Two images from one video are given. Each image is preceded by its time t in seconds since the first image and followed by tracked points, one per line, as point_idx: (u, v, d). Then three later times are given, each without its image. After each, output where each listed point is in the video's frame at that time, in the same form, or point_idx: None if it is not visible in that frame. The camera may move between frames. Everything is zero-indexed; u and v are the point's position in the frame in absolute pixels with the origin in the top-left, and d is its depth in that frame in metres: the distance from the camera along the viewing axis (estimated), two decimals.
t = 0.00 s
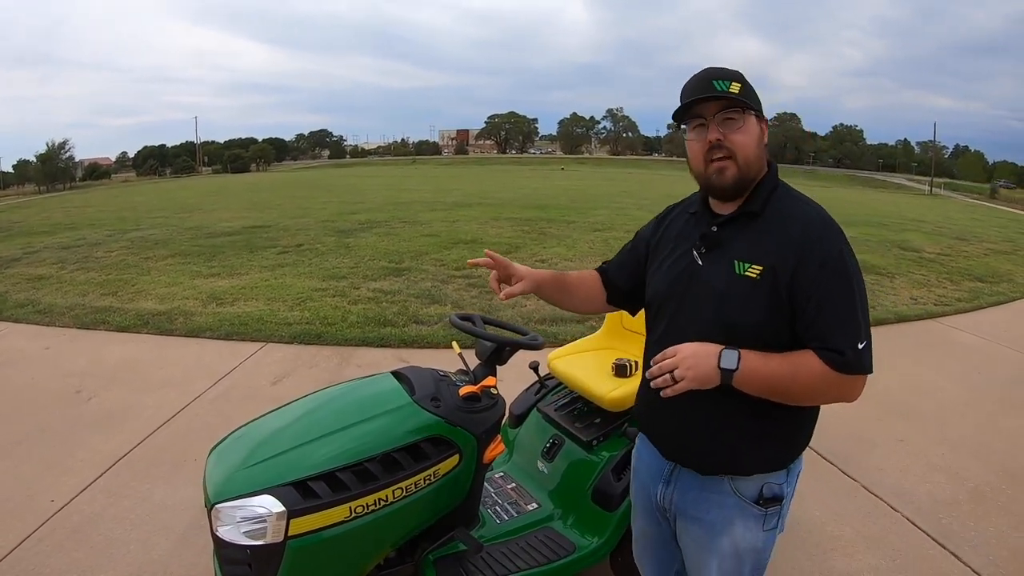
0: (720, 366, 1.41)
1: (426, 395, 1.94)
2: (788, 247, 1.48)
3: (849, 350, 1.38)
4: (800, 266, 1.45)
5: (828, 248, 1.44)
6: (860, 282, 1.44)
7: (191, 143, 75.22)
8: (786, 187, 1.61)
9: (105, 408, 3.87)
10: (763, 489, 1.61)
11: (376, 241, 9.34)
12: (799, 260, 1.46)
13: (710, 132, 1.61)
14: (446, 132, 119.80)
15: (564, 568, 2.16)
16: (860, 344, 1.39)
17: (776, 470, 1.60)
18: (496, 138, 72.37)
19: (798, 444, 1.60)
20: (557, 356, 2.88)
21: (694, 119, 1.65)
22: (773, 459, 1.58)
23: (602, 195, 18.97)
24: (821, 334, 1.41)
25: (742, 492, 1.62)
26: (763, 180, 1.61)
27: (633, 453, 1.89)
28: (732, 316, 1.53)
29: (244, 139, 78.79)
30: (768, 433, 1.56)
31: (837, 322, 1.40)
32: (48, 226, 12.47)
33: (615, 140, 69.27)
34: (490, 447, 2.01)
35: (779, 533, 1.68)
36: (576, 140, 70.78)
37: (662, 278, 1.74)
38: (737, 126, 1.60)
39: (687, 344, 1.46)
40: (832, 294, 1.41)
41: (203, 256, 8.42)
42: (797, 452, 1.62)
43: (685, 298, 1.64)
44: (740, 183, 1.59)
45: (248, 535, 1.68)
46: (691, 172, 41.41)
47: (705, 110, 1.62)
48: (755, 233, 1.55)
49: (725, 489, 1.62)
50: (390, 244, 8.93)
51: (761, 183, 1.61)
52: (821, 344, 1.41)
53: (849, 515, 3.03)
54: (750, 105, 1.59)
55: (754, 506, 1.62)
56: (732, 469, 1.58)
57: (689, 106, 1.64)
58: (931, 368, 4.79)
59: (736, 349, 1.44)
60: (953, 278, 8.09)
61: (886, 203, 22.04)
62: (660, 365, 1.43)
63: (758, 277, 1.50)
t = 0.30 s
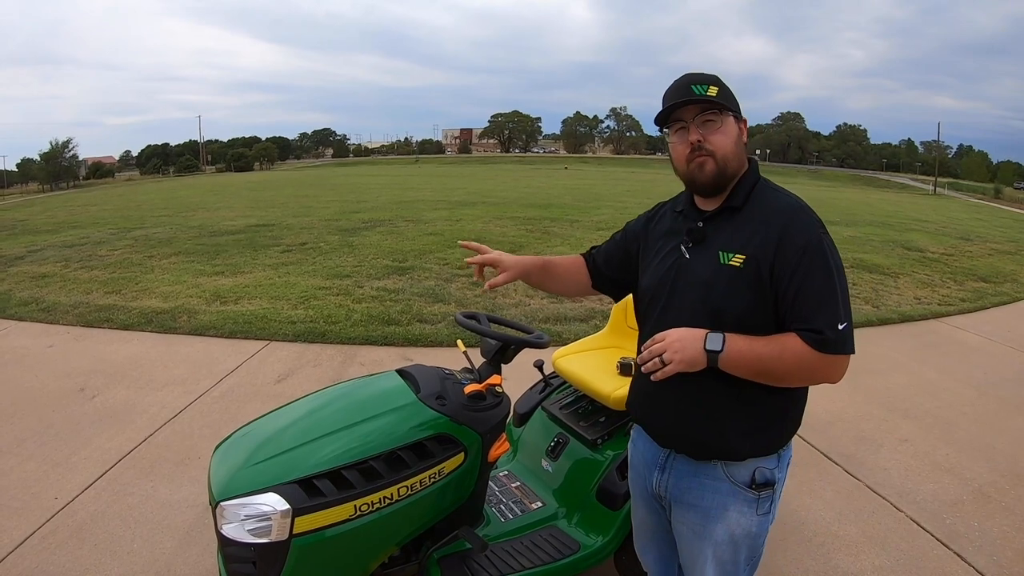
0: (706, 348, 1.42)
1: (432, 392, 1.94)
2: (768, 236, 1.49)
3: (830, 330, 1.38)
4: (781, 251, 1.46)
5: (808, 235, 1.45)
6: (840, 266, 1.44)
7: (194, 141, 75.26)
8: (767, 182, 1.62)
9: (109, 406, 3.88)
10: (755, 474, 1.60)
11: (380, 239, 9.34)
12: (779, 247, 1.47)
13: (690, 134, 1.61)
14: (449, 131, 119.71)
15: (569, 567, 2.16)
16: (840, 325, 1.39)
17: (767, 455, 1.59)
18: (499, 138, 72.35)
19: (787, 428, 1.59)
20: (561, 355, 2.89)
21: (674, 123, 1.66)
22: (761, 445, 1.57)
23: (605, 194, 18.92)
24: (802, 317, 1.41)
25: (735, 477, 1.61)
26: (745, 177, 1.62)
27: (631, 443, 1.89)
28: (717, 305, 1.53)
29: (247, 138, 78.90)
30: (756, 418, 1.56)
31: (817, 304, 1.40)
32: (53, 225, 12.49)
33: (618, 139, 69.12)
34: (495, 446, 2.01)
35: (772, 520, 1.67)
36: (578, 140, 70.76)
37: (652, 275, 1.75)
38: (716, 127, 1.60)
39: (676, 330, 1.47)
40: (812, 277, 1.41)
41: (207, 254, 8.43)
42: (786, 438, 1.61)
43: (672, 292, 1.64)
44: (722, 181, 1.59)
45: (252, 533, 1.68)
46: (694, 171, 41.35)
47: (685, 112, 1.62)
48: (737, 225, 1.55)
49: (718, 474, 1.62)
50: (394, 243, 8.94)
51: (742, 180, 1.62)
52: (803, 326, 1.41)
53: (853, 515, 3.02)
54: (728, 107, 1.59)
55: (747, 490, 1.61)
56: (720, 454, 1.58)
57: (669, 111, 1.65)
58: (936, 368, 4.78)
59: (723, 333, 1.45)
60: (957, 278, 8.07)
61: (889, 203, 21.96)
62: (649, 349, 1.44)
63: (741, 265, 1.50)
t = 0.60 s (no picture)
0: (707, 341, 1.42)
1: (435, 390, 1.94)
2: (761, 229, 1.49)
3: (825, 319, 1.39)
4: (775, 244, 1.46)
5: (801, 228, 1.45)
6: (831, 257, 1.45)
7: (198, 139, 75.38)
8: (758, 179, 1.63)
9: (113, 403, 3.89)
10: (752, 463, 1.60)
11: (383, 237, 9.36)
12: (773, 240, 1.47)
13: (681, 138, 1.61)
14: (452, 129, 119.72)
15: (572, 564, 2.16)
16: (835, 313, 1.39)
17: (765, 444, 1.60)
18: (503, 136, 72.30)
19: (784, 417, 1.60)
20: (564, 353, 2.89)
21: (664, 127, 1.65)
22: (759, 435, 1.58)
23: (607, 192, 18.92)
24: (798, 306, 1.41)
25: (733, 465, 1.61)
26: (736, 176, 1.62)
27: (629, 437, 1.89)
28: (712, 300, 1.53)
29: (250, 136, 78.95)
30: (753, 409, 1.56)
31: (812, 294, 1.40)
32: (57, 222, 12.53)
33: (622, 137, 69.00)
34: (498, 444, 2.01)
35: (770, 509, 1.67)
36: (581, 138, 70.69)
37: (646, 273, 1.74)
38: (707, 129, 1.60)
39: (676, 325, 1.47)
40: (806, 268, 1.41)
41: (210, 252, 8.45)
42: (783, 426, 1.62)
43: (668, 289, 1.63)
44: (714, 182, 1.60)
45: (256, 530, 1.69)
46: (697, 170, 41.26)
47: (675, 117, 1.62)
48: (731, 220, 1.55)
49: (717, 463, 1.62)
50: (397, 241, 8.95)
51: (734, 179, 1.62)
52: (798, 316, 1.41)
53: (856, 515, 3.01)
54: (718, 110, 1.58)
55: (744, 479, 1.61)
56: (718, 445, 1.58)
57: (659, 116, 1.64)
58: (940, 368, 4.76)
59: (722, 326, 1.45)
60: (961, 277, 8.04)
61: (894, 202, 21.90)
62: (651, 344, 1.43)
63: (736, 259, 1.50)
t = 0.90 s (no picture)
0: (706, 338, 1.42)
1: (438, 387, 1.94)
2: (759, 227, 1.49)
3: (822, 314, 1.38)
4: (772, 241, 1.46)
5: (797, 225, 1.45)
6: (828, 253, 1.44)
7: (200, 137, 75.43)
8: (756, 177, 1.62)
9: (115, 401, 3.90)
10: (753, 458, 1.60)
11: (386, 235, 9.36)
12: (770, 236, 1.47)
13: (679, 139, 1.61)
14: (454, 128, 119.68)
15: (574, 562, 2.17)
16: (833, 308, 1.39)
17: (765, 439, 1.60)
18: (505, 134, 72.24)
19: (783, 413, 1.60)
20: (567, 351, 2.90)
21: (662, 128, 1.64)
22: (758, 431, 1.58)
23: (610, 190, 18.90)
24: (795, 303, 1.41)
25: (733, 461, 1.61)
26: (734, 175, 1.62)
27: (630, 433, 1.89)
28: (712, 297, 1.53)
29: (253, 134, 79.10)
30: (752, 405, 1.56)
31: (810, 290, 1.40)
32: (60, 220, 12.54)
33: (624, 135, 68.94)
34: (501, 441, 2.01)
35: (770, 505, 1.67)
36: (584, 136, 70.62)
37: (646, 274, 1.74)
38: (704, 130, 1.59)
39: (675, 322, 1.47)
40: (804, 264, 1.41)
41: (213, 250, 8.46)
42: (782, 422, 1.62)
43: (667, 288, 1.63)
44: (711, 182, 1.59)
45: (258, 527, 1.69)
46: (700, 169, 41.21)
47: (672, 118, 1.61)
48: (728, 219, 1.55)
49: (718, 458, 1.62)
50: (400, 239, 8.95)
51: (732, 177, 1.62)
52: (796, 313, 1.41)
53: (858, 514, 3.01)
54: (714, 110, 1.58)
55: (745, 474, 1.61)
56: (717, 441, 1.59)
57: (656, 117, 1.63)
58: (942, 367, 4.76)
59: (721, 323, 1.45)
60: (964, 277, 8.03)
61: (897, 201, 21.87)
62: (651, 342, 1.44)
63: (733, 257, 1.50)
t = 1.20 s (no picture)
0: (703, 339, 1.42)
1: (439, 386, 1.95)
2: (760, 228, 1.49)
3: (821, 319, 1.39)
4: (773, 243, 1.46)
5: (798, 228, 1.45)
6: (828, 256, 1.45)
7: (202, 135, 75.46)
8: (758, 179, 1.62)
9: (117, 399, 3.91)
10: (753, 458, 1.60)
11: (387, 234, 9.36)
12: (771, 239, 1.47)
13: (675, 141, 1.60)
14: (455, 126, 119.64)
15: (575, 560, 2.17)
16: (831, 314, 1.40)
17: (764, 439, 1.60)
18: (506, 133, 72.19)
19: (783, 414, 1.60)
20: (568, 349, 2.90)
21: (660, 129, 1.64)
22: (756, 432, 1.58)
23: (610, 189, 18.90)
24: (794, 307, 1.42)
25: (733, 460, 1.61)
26: (732, 176, 1.60)
27: (631, 432, 1.89)
28: (712, 298, 1.53)
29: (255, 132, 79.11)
30: (750, 406, 1.56)
31: (810, 293, 1.40)
32: (62, 218, 12.55)
33: (625, 134, 68.90)
34: (502, 440, 2.01)
35: (769, 504, 1.67)
36: (585, 135, 70.57)
37: (647, 273, 1.74)
38: (701, 132, 1.58)
39: (673, 321, 1.47)
40: (804, 267, 1.42)
41: (214, 248, 8.46)
42: (781, 423, 1.62)
43: (668, 287, 1.63)
44: (707, 184, 1.59)
45: (260, 525, 1.69)
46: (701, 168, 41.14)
47: (668, 120, 1.61)
48: (729, 220, 1.55)
49: (718, 458, 1.62)
50: (401, 238, 8.95)
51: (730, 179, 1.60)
52: (795, 316, 1.42)
53: (858, 513, 3.01)
54: (712, 112, 1.56)
55: (744, 474, 1.61)
56: (716, 440, 1.59)
57: (654, 118, 1.63)
58: (943, 366, 4.76)
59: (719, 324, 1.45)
60: (966, 276, 8.02)
61: (898, 200, 21.87)
62: (648, 340, 1.44)
63: (734, 259, 1.50)
